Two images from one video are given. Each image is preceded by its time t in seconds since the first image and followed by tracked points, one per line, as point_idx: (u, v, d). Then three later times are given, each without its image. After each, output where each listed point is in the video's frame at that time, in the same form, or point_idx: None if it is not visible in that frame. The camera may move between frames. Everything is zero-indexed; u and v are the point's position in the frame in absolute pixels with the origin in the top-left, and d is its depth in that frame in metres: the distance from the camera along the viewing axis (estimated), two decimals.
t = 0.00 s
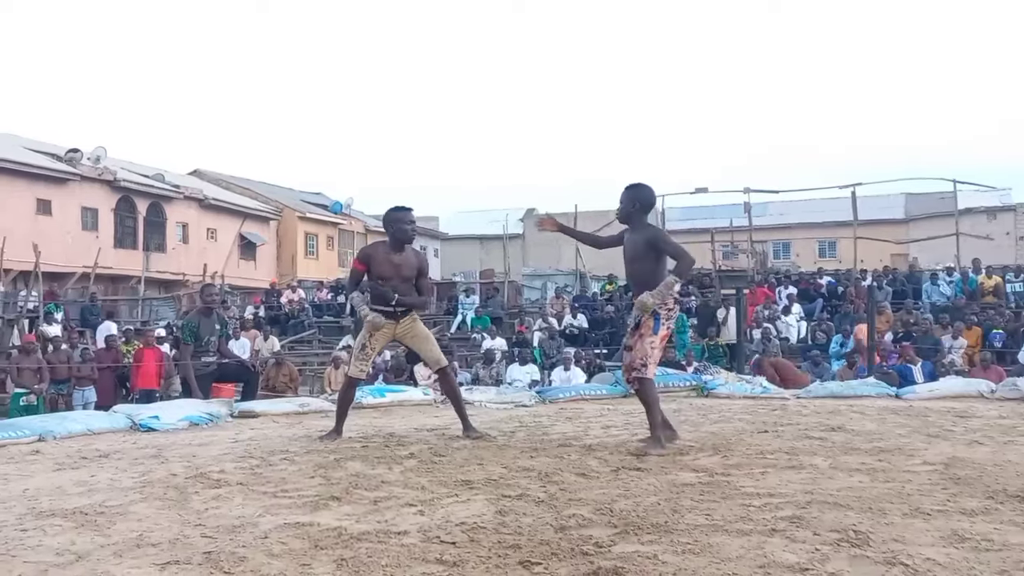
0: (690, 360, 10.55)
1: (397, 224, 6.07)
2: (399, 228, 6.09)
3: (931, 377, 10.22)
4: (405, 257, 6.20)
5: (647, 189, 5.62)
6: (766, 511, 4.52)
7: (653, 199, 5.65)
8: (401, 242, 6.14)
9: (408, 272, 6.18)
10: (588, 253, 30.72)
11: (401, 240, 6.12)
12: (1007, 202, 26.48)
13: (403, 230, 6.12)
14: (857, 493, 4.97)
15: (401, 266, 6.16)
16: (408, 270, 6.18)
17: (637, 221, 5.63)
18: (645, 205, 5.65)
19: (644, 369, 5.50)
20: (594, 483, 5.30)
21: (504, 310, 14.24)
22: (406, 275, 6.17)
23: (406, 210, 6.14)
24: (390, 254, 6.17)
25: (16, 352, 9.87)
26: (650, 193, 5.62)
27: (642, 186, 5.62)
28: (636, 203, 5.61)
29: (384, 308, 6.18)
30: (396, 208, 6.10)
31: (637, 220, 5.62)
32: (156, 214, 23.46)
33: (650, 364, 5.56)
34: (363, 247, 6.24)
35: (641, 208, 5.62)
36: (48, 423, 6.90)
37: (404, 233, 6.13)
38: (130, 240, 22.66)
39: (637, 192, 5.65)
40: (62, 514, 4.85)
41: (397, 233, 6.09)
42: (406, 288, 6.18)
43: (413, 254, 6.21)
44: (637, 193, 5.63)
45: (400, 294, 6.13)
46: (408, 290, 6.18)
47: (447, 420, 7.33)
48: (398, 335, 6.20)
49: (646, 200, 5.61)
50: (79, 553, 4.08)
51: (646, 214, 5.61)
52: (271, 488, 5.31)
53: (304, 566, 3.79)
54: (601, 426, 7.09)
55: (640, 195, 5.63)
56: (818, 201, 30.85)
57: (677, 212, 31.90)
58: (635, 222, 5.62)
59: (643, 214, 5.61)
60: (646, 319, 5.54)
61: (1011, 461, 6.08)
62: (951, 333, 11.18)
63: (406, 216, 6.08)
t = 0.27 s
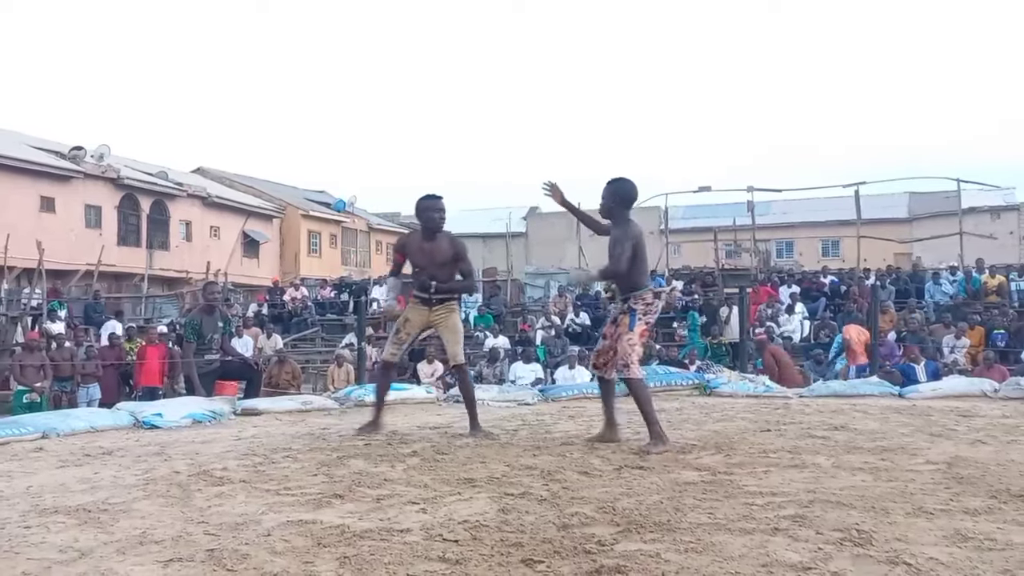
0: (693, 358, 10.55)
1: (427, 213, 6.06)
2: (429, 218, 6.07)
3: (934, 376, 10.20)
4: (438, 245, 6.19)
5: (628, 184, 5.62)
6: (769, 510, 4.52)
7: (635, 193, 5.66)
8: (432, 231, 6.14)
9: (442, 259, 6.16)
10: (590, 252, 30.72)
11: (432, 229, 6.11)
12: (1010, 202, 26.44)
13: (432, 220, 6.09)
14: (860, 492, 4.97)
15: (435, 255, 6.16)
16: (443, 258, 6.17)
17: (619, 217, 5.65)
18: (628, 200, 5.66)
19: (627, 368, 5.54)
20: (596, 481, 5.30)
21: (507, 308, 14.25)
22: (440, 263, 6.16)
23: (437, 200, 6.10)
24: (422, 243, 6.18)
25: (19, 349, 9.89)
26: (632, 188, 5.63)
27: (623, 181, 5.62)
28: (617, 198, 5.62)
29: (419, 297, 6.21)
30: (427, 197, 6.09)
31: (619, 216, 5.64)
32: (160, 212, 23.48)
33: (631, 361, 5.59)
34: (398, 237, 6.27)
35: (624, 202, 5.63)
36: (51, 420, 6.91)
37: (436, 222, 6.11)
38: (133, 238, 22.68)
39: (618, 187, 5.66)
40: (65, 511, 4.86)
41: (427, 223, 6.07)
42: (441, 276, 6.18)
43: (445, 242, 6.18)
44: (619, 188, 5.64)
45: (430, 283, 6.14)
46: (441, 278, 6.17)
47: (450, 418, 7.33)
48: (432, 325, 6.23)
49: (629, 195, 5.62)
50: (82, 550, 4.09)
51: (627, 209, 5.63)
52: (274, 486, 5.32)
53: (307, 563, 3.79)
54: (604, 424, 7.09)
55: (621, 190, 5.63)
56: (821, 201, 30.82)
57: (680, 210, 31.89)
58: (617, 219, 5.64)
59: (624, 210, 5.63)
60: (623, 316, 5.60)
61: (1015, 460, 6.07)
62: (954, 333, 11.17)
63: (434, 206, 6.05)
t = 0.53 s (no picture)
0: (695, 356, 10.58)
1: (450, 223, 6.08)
2: (451, 227, 6.09)
3: (937, 375, 10.19)
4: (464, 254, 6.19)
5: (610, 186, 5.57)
6: (770, 508, 4.52)
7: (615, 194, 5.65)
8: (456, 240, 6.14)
9: (466, 269, 6.17)
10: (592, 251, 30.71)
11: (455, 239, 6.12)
12: (1013, 200, 26.42)
13: (456, 228, 6.10)
14: (861, 491, 4.96)
15: (459, 264, 6.17)
16: (467, 267, 6.18)
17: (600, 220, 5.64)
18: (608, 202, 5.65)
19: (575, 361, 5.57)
20: (598, 479, 5.30)
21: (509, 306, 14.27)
22: (463, 273, 6.16)
23: (459, 209, 6.11)
24: (446, 252, 6.18)
25: (21, 346, 9.90)
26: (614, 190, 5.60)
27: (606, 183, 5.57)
28: (597, 202, 5.62)
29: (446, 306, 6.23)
30: (450, 207, 6.10)
31: (599, 218, 5.62)
32: (162, 209, 23.47)
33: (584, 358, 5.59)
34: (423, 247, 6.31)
35: (605, 204, 5.61)
36: (54, 418, 6.93)
37: (459, 231, 6.12)
38: (135, 236, 22.70)
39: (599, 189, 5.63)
40: (68, 509, 4.86)
41: (450, 232, 6.09)
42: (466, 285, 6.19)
43: (470, 250, 6.18)
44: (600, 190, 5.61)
45: (458, 292, 6.14)
46: (468, 286, 6.18)
47: (452, 416, 7.33)
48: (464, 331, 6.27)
49: (610, 197, 5.59)
50: (84, 548, 4.09)
51: (609, 211, 5.62)
52: (276, 483, 5.32)
53: (310, 560, 3.79)
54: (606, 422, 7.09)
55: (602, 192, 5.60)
56: (824, 199, 30.81)
57: (682, 209, 31.90)
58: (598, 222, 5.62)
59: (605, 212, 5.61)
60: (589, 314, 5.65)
61: (1016, 459, 6.07)
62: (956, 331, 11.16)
63: (457, 216, 6.06)
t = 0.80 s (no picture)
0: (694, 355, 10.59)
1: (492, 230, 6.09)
2: (495, 234, 6.10)
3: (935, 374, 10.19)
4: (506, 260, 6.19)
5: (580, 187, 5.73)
6: (769, 506, 4.52)
7: (592, 196, 5.79)
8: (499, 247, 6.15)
9: (507, 275, 6.17)
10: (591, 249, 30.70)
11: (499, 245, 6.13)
12: (1012, 198, 26.42)
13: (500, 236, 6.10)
14: (860, 488, 4.96)
15: (500, 270, 6.17)
16: (507, 274, 6.18)
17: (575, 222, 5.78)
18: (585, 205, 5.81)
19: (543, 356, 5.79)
20: (596, 477, 5.30)
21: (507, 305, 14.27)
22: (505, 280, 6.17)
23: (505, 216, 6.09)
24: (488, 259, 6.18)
25: (19, 344, 9.90)
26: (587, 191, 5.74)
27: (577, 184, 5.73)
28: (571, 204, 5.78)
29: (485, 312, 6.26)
30: (495, 213, 6.09)
31: (574, 219, 5.75)
32: (161, 208, 23.46)
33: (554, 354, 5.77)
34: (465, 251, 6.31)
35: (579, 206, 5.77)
36: (51, 416, 6.92)
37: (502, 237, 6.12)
38: (134, 234, 22.69)
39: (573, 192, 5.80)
40: (65, 506, 4.86)
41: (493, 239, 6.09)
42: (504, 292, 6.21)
43: (512, 257, 6.18)
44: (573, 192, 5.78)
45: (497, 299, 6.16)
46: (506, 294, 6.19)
47: (450, 414, 7.34)
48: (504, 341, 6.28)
49: (582, 199, 5.73)
50: (82, 546, 4.09)
51: (585, 212, 5.74)
52: (274, 482, 5.32)
53: (308, 558, 3.79)
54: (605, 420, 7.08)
55: (575, 194, 5.77)
56: (823, 197, 30.81)
57: (682, 207, 31.92)
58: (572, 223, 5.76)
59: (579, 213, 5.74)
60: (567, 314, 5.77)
61: (1015, 457, 6.07)
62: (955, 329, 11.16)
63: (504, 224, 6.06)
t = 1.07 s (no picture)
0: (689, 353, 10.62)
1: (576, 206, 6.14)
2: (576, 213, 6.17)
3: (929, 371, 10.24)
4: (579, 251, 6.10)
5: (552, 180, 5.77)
6: (762, 503, 4.55)
7: (562, 185, 5.77)
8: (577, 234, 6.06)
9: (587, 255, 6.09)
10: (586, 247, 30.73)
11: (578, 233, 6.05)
12: (1006, 197, 26.50)
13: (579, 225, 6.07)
14: (853, 486, 4.99)
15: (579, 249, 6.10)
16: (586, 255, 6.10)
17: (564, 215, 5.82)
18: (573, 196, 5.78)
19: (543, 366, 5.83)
20: (591, 475, 5.31)
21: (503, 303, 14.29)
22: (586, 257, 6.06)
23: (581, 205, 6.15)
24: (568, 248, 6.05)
25: (13, 342, 9.89)
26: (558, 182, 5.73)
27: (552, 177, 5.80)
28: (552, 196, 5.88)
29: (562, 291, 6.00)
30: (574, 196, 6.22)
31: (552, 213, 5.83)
32: (155, 206, 23.43)
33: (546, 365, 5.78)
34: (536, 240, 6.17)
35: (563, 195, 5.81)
36: (46, 414, 6.92)
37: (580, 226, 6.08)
38: (129, 232, 22.65)
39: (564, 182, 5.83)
40: (60, 505, 4.86)
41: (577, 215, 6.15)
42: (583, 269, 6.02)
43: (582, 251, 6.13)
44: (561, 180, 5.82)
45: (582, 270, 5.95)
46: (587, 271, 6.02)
47: (446, 412, 7.35)
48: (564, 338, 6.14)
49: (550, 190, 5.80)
50: (76, 543, 4.10)
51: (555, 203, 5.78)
52: (269, 480, 5.33)
53: (303, 556, 3.80)
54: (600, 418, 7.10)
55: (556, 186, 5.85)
56: (818, 196, 30.86)
57: (677, 206, 31.92)
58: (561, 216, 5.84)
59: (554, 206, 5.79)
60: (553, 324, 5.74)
61: (1008, 455, 6.09)
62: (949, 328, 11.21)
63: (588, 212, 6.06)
